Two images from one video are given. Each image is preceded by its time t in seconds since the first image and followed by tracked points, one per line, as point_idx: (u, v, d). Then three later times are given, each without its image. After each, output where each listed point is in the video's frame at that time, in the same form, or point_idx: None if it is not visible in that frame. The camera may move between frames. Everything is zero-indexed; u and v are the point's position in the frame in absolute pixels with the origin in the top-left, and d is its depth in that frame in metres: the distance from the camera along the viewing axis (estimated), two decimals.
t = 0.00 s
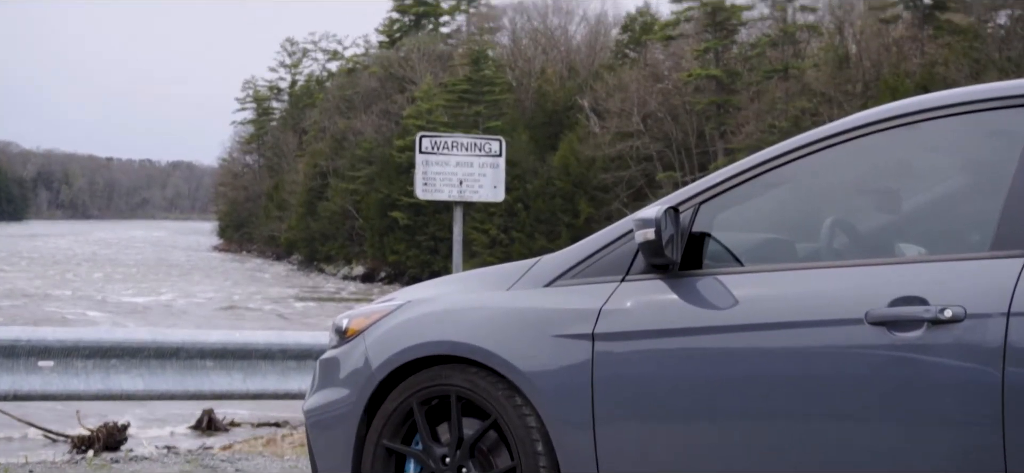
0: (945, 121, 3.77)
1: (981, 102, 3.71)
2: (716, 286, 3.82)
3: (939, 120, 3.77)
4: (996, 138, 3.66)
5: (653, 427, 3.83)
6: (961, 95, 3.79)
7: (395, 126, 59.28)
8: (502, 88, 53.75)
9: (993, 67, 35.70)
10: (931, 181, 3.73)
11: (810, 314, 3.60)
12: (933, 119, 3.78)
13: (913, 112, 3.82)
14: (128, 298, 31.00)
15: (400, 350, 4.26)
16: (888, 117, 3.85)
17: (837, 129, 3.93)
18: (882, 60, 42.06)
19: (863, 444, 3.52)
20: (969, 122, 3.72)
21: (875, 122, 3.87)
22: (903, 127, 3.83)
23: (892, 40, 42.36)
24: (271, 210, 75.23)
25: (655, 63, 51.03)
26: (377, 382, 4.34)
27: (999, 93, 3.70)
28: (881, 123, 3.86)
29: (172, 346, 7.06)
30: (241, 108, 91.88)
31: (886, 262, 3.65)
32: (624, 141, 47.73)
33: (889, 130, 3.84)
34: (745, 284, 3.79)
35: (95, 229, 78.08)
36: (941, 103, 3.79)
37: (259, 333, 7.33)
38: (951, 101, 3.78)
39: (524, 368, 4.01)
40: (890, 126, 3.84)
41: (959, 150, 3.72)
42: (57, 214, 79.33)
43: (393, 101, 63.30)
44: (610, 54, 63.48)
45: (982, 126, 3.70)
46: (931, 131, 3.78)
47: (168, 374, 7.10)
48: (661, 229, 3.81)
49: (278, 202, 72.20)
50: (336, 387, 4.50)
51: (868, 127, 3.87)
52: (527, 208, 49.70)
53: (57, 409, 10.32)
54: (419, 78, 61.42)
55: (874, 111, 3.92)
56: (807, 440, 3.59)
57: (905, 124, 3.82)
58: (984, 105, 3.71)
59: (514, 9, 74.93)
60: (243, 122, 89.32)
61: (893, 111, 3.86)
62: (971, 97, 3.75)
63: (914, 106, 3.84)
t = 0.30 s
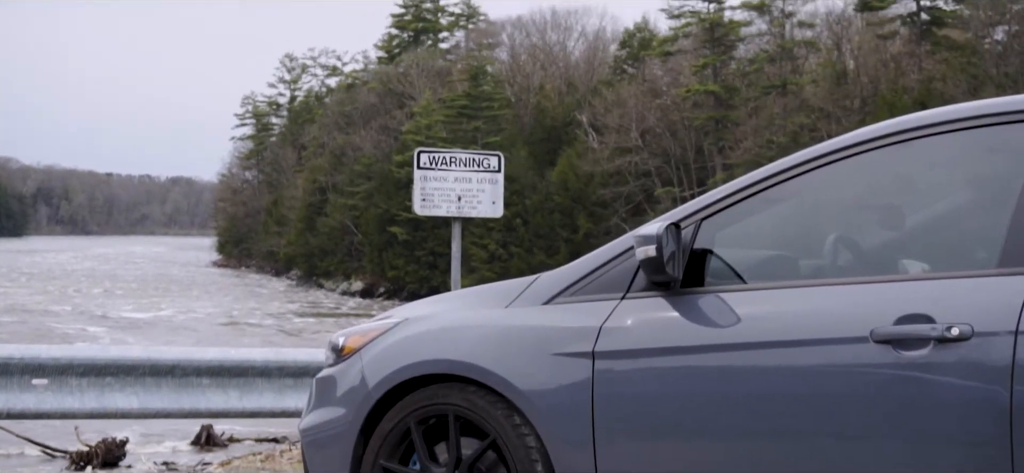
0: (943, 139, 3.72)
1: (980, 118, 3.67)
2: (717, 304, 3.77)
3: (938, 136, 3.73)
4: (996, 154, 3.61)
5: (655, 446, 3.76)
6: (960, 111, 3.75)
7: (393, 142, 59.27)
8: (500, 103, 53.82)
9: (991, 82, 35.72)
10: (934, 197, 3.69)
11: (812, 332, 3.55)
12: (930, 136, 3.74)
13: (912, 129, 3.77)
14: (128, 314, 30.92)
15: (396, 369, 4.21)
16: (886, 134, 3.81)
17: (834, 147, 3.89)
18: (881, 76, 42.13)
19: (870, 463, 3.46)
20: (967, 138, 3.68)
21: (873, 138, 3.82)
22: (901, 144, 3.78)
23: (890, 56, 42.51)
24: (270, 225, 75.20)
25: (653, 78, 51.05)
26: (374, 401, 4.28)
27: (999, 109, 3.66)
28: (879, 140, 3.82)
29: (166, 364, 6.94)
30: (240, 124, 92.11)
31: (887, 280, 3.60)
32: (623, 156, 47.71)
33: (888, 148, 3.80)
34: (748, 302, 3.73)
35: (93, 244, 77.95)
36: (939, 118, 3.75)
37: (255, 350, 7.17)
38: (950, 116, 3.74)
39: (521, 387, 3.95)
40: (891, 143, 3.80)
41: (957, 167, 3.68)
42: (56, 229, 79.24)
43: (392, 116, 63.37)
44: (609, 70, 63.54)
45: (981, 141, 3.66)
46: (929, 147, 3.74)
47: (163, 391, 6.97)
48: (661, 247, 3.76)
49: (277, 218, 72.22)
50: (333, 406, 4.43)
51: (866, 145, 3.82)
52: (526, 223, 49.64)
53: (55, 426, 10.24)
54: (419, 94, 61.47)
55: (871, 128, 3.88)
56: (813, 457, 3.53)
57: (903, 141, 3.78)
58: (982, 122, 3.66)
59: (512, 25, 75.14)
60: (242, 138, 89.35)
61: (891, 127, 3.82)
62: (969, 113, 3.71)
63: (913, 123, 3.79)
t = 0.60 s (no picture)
0: (944, 149, 3.67)
1: (980, 130, 3.62)
2: (720, 318, 3.70)
3: (937, 148, 3.68)
4: (999, 165, 3.57)
5: (660, 460, 3.69)
6: (959, 121, 3.71)
7: (393, 154, 59.19)
8: (500, 116, 53.84)
9: (990, 94, 35.76)
10: (938, 209, 3.63)
11: (812, 344, 3.49)
12: (930, 147, 3.69)
13: (910, 140, 3.73)
14: (128, 327, 30.78)
15: (392, 383, 4.14)
16: (886, 146, 3.76)
17: (836, 158, 3.83)
18: (878, 88, 42.26)
19: None
20: (970, 148, 3.63)
21: (871, 151, 3.77)
22: (903, 156, 3.73)
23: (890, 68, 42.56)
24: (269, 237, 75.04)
25: (653, 90, 51.11)
26: (370, 416, 4.21)
27: (996, 120, 3.63)
28: (878, 153, 3.76)
29: (162, 378, 6.86)
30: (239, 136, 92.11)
31: (891, 293, 3.54)
32: (622, 168, 47.66)
33: (889, 160, 3.75)
34: (751, 315, 3.66)
35: (93, 256, 77.82)
36: (939, 130, 3.70)
37: (251, 364, 7.12)
38: (948, 128, 3.69)
39: (520, 400, 3.89)
40: (892, 154, 3.74)
41: (958, 177, 3.63)
42: (54, 242, 79.03)
43: (392, 128, 63.30)
44: (609, 82, 63.55)
45: (981, 152, 3.61)
46: (931, 158, 3.68)
47: (159, 405, 6.89)
48: (662, 260, 3.69)
49: (276, 230, 72.09)
50: (329, 420, 4.36)
51: (865, 157, 3.77)
52: (525, 235, 49.58)
53: (51, 440, 10.11)
54: (418, 106, 61.46)
55: (872, 140, 3.83)
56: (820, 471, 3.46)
57: (906, 151, 3.72)
58: (982, 133, 3.62)
59: (511, 37, 75.28)
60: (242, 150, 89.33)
61: (889, 140, 3.77)
62: (967, 124, 3.67)
63: (910, 134, 3.75)
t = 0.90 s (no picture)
0: (944, 157, 3.62)
1: (981, 137, 3.58)
2: (722, 329, 3.63)
3: (935, 156, 3.63)
4: (998, 173, 3.53)
5: None
6: (960, 129, 3.66)
7: (393, 165, 59.19)
8: (500, 127, 53.89)
9: (990, 105, 35.68)
10: (939, 217, 3.58)
11: (814, 354, 3.43)
12: (930, 155, 3.64)
13: (909, 148, 3.68)
14: (129, 338, 30.70)
15: (387, 394, 4.07)
16: (886, 154, 3.71)
17: (835, 167, 3.78)
18: (878, 100, 42.37)
19: None
20: (971, 156, 3.58)
21: (871, 160, 3.72)
22: (900, 165, 3.68)
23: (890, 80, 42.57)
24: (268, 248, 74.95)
25: (652, 102, 51.16)
26: (365, 428, 4.14)
27: (997, 127, 3.58)
28: (878, 161, 3.71)
29: (157, 389, 6.78)
30: (239, 147, 92.16)
31: (895, 301, 3.48)
32: (622, 179, 47.60)
33: (888, 169, 3.70)
34: (752, 326, 3.60)
35: (93, 267, 77.81)
36: (939, 137, 3.65)
37: (247, 375, 7.04)
38: (948, 135, 3.65)
39: (518, 413, 3.83)
40: (889, 163, 3.69)
41: (958, 185, 3.58)
42: (53, 253, 78.85)
43: (391, 139, 63.34)
44: (609, 93, 63.60)
45: (981, 159, 3.56)
46: (930, 167, 3.63)
47: (153, 417, 6.81)
48: (661, 268, 3.63)
49: (276, 241, 72.00)
50: (324, 432, 4.29)
51: (864, 166, 3.72)
52: (525, 246, 49.54)
53: (50, 452, 10.00)
54: (418, 118, 61.54)
55: (871, 148, 3.78)
56: None
57: (902, 161, 3.68)
58: (984, 140, 3.57)
59: (511, 48, 75.42)
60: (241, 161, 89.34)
61: (888, 149, 3.72)
62: (968, 131, 3.62)
63: (910, 142, 3.70)
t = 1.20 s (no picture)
0: (944, 163, 3.55)
1: (980, 141, 3.51)
2: (721, 337, 3.56)
3: (937, 162, 3.57)
4: (1000, 178, 3.46)
5: None
6: (962, 133, 3.59)
7: (393, 175, 59.17)
8: (499, 136, 53.87)
9: (988, 114, 35.46)
10: (943, 223, 3.51)
11: (810, 362, 3.36)
12: (929, 161, 3.58)
13: (910, 154, 3.61)
14: (126, 347, 30.61)
15: (380, 405, 4.00)
16: (885, 161, 3.64)
17: (833, 173, 3.72)
18: (878, 109, 42.47)
19: None
20: (971, 162, 3.51)
21: (872, 165, 3.66)
22: (900, 170, 3.62)
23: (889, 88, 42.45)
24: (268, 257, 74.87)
25: (652, 111, 51.07)
26: (358, 437, 4.06)
27: (998, 132, 3.51)
28: (878, 167, 3.65)
29: (149, 398, 6.70)
30: (239, 157, 92.18)
31: (896, 310, 3.41)
32: (622, 188, 47.52)
33: (889, 174, 3.63)
34: (752, 334, 3.53)
35: (94, 277, 77.77)
36: (942, 141, 3.58)
37: (239, 384, 6.96)
38: (951, 139, 3.57)
39: (515, 425, 3.75)
40: (890, 169, 3.63)
41: (962, 191, 3.51)
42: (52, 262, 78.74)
43: (391, 149, 63.30)
44: (609, 102, 63.55)
45: (982, 163, 3.49)
46: (932, 172, 3.56)
47: (145, 427, 6.73)
48: (660, 276, 3.55)
49: (276, 250, 71.87)
50: (317, 443, 4.22)
51: (865, 171, 3.66)
52: (525, 255, 49.49)
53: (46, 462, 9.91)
54: (418, 127, 61.55)
55: (871, 154, 3.72)
56: None
57: (904, 166, 3.61)
58: (985, 144, 3.50)
59: (511, 58, 75.48)
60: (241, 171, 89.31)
61: (888, 154, 3.65)
62: (970, 137, 3.55)
63: (912, 146, 3.63)
